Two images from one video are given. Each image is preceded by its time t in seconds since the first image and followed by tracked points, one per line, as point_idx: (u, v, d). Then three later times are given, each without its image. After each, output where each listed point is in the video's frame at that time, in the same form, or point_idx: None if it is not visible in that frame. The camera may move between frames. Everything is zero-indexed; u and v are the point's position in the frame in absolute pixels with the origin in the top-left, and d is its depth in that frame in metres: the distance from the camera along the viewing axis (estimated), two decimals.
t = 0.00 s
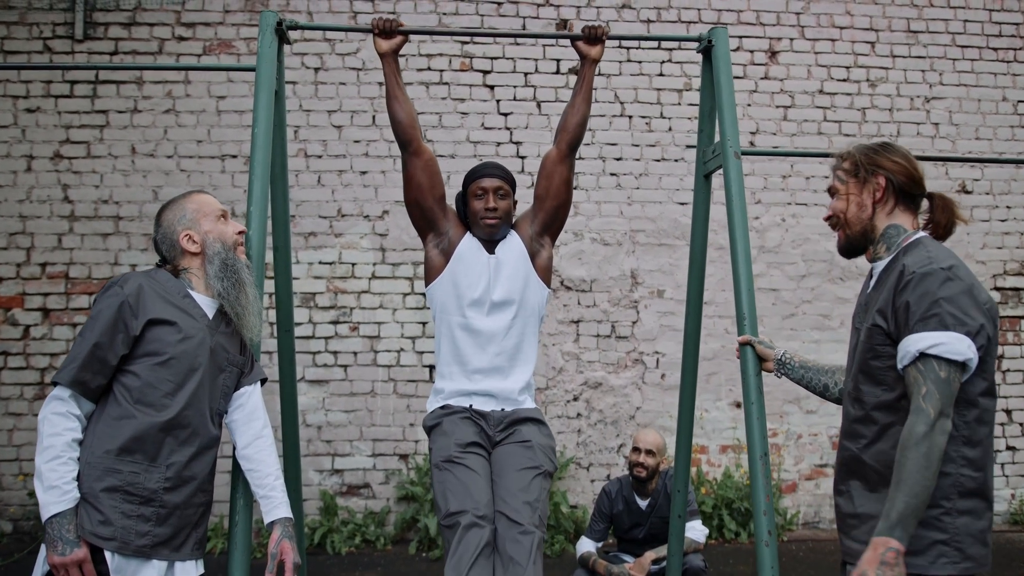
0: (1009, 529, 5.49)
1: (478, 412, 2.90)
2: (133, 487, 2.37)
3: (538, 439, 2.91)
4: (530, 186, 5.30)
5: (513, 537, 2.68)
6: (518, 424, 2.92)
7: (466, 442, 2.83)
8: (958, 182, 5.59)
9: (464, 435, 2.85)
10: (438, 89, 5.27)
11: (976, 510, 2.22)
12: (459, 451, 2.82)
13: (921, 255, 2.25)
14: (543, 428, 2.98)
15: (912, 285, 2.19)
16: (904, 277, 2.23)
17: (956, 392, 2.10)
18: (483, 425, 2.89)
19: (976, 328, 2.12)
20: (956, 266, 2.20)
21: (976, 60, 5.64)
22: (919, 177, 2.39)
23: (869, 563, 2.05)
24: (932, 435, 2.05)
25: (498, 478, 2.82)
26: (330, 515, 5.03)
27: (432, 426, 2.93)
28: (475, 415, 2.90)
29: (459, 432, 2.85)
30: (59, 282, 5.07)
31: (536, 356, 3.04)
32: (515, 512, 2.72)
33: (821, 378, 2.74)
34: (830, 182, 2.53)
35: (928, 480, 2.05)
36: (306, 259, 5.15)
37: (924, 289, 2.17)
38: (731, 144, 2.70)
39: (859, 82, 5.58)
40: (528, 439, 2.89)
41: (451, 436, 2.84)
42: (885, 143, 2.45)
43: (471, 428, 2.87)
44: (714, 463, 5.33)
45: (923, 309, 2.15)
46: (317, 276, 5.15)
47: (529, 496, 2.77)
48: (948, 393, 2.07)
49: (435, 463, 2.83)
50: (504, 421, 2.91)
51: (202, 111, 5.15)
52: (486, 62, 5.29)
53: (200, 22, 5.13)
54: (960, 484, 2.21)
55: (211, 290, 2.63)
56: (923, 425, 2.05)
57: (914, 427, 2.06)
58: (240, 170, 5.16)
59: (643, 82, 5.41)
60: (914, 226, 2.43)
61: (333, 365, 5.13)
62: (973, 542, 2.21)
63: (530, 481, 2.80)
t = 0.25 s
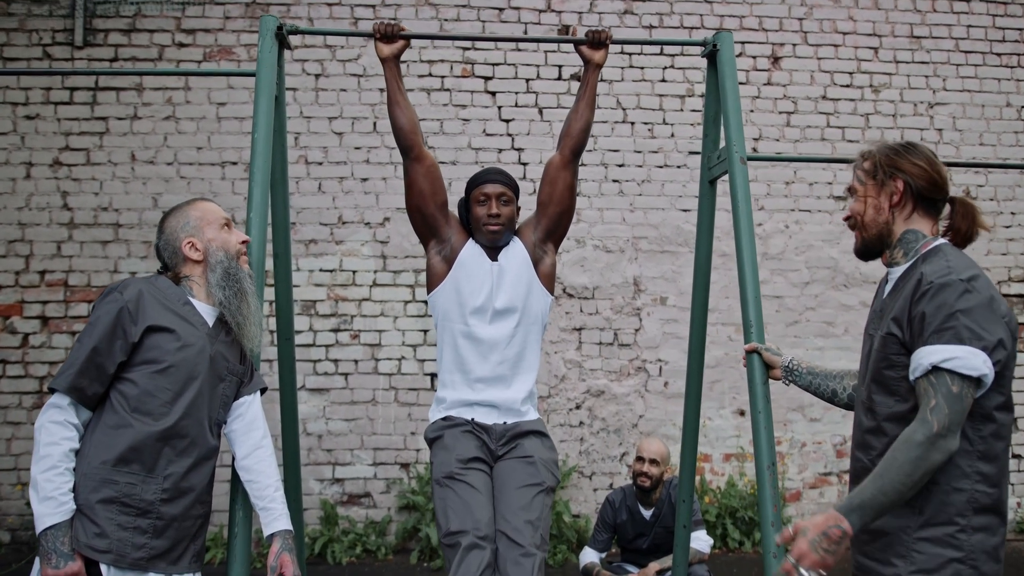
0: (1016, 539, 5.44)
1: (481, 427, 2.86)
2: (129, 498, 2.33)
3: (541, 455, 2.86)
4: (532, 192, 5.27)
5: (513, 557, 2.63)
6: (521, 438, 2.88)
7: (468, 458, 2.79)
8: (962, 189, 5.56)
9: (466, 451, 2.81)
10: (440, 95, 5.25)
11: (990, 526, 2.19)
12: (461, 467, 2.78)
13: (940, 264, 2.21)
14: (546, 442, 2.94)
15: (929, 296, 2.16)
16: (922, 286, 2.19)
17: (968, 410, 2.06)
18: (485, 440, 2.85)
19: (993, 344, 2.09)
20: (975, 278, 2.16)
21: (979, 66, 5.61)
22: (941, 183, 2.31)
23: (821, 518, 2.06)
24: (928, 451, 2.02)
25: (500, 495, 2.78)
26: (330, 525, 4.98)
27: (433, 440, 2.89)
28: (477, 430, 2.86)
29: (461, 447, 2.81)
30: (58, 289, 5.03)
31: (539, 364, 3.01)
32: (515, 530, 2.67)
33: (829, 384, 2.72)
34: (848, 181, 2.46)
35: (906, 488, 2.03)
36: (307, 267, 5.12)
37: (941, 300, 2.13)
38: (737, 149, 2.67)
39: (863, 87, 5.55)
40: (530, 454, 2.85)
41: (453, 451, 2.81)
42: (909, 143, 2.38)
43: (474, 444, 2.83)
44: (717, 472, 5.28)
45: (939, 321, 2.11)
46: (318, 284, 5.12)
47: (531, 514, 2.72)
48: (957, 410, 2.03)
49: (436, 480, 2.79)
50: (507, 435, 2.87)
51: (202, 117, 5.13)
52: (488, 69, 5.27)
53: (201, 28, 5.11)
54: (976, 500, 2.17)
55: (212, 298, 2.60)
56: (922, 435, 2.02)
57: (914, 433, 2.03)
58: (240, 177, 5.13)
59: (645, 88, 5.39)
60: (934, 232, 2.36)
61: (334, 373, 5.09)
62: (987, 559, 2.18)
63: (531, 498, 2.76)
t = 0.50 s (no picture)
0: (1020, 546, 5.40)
1: (482, 448, 2.82)
2: (123, 509, 2.29)
3: (542, 479, 2.83)
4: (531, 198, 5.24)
5: None
6: (521, 462, 2.85)
7: (468, 483, 2.77)
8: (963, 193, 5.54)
9: (466, 476, 2.77)
10: (439, 100, 5.22)
11: (999, 539, 2.16)
12: (461, 494, 2.76)
13: (953, 271, 2.17)
14: (547, 461, 2.90)
15: (940, 304, 2.13)
16: (933, 293, 2.16)
17: (974, 421, 2.03)
18: (486, 463, 2.82)
19: (1004, 355, 2.06)
20: (988, 286, 2.13)
21: (980, 70, 5.60)
22: (956, 187, 2.25)
23: (799, 475, 2.11)
24: (921, 455, 2.01)
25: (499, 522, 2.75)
26: (329, 533, 4.94)
27: (433, 459, 2.86)
28: (478, 452, 2.82)
29: (461, 471, 2.78)
30: (54, 297, 4.99)
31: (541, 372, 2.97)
32: (513, 561, 2.65)
33: (834, 388, 2.68)
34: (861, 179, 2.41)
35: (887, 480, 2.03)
36: (305, 273, 5.08)
37: (952, 308, 2.10)
38: (740, 152, 2.64)
39: (863, 92, 5.53)
40: (531, 478, 2.82)
41: (453, 475, 2.78)
42: (925, 142, 2.31)
43: (473, 468, 2.80)
44: (718, 479, 5.25)
45: (950, 330, 2.08)
46: (316, 291, 5.08)
47: (530, 543, 2.70)
48: (962, 420, 2.01)
49: (435, 505, 2.77)
50: (508, 457, 2.84)
51: (200, 123, 5.10)
52: (487, 73, 5.25)
53: (198, 33, 5.09)
54: (985, 513, 2.14)
55: (210, 306, 2.57)
56: (920, 438, 2.02)
57: (913, 434, 2.03)
58: (238, 183, 5.10)
59: (645, 92, 5.37)
60: (947, 236, 2.31)
61: (333, 381, 5.05)
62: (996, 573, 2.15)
63: (531, 525, 2.74)
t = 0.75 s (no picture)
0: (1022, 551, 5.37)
1: (482, 471, 2.80)
2: (116, 519, 2.26)
3: (543, 504, 2.80)
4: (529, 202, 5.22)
5: None
6: (524, 486, 2.82)
7: (466, 510, 2.75)
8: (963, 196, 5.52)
9: (465, 502, 2.76)
10: (436, 104, 5.19)
11: (1005, 549, 2.12)
12: (459, 521, 2.74)
13: (960, 274, 2.14)
14: (549, 480, 2.87)
15: (946, 307, 2.09)
16: (939, 296, 2.12)
17: (979, 428, 2.00)
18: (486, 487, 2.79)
19: (1011, 360, 2.03)
20: (997, 289, 2.10)
21: (980, 72, 5.59)
22: (965, 187, 2.22)
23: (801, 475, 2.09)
24: (924, 461, 1.99)
25: (499, 549, 2.74)
26: (327, 540, 4.90)
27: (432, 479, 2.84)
28: (478, 475, 2.79)
29: (460, 496, 2.76)
30: (49, 302, 4.95)
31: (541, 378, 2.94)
32: None
33: (838, 392, 2.64)
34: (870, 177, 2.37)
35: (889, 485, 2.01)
36: (302, 278, 5.05)
37: (959, 311, 2.07)
38: (742, 154, 2.62)
39: (862, 95, 5.51)
40: (532, 503, 2.79)
41: (452, 500, 2.76)
42: (936, 141, 2.27)
43: (473, 493, 2.78)
44: (718, 484, 5.21)
45: (956, 334, 2.05)
46: (313, 295, 5.05)
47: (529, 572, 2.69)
48: (966, 427, 1.98)
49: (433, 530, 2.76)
50: (509, 479, 2.81)
51: (196, 127, 5.06)
52: (485, 77, 5.22)
53: (194, 37, 5.06)
54: (989, 522, 2.11)
55: (205, 311, 2.53)
56: (924, 444, 1.99)
57: (916, 440, 2.00)
58: (234, 188, 5.07)
59: (644, 96, 5.35)
60: (955, 238, 2.28)
61: (330, 386, 5.01)
62: None
63: (530, 553, 2.72)
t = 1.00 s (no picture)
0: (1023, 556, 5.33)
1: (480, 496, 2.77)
2: (105, 529, 2.22)
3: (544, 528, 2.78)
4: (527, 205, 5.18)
5: None
6: (524, 509, 2.79)
7: (460, 537, 2.75)
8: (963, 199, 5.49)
9: (459, 530, 2.75)
10: (434, 106, 5.16)
11: (1013, 561, 2.08)
12: (455, 550, 2.74)
13: (962, 279, 2.10)
14: (550, 498, 2.85)
15: (950, 314, 2.04)
16: (942, 302, 2.07)
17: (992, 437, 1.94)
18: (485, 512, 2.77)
19: (1019, 368, 1.97)
20: (1001, 294, 2.04)
21: (979, 75, 5.57)
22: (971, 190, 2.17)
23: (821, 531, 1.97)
24: (947, 480, 1.90)
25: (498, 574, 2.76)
26: (322, 546, 4.85)
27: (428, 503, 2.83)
28: (474, 501, 2.77)
29: (455, 523, 2.76)
30: (42, 306, 4.90)
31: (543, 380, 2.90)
32: None
33: (840, 397, 2.59)
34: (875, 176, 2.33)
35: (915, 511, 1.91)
36: (298, 281, 5.01)
37: (964, 318, 2.01)
38: (745, 156, 2.59)
39: (862, 97, 5.49)
40: (535, 529, 2.77)
41: (448, 529, 2.76)
42: (943, 141, 2.22)
43: (468, 520, 2.77)
44: (717, 489, 5.17)
45: (963, 343, 1.99)
46: (309, 299, 5.00)
47: None
48: (979, 438, 1.91)
49: (428, 555, 2.77)
50: (507, 501, 2.78)
51: (191, 129, 5.02)
52: (482, 79, 5.19)
53: (190, 39, 5.02)
54: (995, 534, 2.06)
55: (198, 316, 2.49)
56: (941, 463, 1.91)
57: (932, 460, 1.92)
58: (230, 190, 5.02)
59: (643, 98, 5.32)
60: (958, 241, 2.23)
61: (326, 391, 4.97)
62: None
63: None
